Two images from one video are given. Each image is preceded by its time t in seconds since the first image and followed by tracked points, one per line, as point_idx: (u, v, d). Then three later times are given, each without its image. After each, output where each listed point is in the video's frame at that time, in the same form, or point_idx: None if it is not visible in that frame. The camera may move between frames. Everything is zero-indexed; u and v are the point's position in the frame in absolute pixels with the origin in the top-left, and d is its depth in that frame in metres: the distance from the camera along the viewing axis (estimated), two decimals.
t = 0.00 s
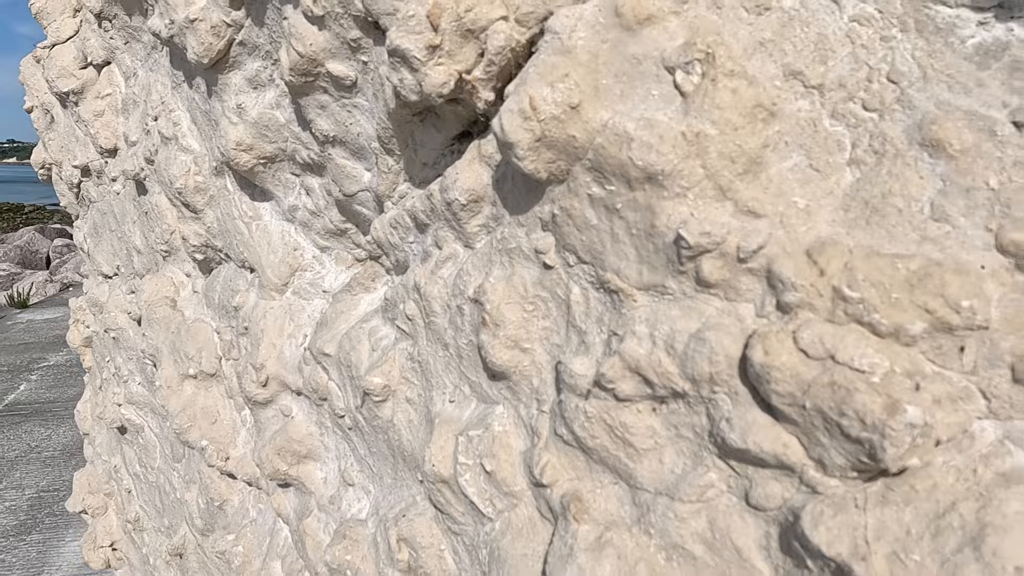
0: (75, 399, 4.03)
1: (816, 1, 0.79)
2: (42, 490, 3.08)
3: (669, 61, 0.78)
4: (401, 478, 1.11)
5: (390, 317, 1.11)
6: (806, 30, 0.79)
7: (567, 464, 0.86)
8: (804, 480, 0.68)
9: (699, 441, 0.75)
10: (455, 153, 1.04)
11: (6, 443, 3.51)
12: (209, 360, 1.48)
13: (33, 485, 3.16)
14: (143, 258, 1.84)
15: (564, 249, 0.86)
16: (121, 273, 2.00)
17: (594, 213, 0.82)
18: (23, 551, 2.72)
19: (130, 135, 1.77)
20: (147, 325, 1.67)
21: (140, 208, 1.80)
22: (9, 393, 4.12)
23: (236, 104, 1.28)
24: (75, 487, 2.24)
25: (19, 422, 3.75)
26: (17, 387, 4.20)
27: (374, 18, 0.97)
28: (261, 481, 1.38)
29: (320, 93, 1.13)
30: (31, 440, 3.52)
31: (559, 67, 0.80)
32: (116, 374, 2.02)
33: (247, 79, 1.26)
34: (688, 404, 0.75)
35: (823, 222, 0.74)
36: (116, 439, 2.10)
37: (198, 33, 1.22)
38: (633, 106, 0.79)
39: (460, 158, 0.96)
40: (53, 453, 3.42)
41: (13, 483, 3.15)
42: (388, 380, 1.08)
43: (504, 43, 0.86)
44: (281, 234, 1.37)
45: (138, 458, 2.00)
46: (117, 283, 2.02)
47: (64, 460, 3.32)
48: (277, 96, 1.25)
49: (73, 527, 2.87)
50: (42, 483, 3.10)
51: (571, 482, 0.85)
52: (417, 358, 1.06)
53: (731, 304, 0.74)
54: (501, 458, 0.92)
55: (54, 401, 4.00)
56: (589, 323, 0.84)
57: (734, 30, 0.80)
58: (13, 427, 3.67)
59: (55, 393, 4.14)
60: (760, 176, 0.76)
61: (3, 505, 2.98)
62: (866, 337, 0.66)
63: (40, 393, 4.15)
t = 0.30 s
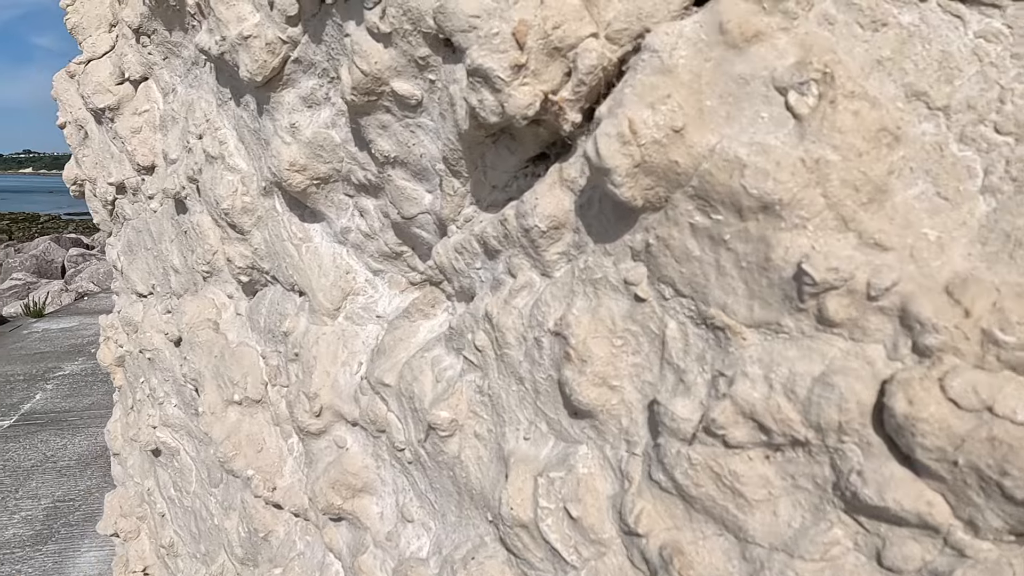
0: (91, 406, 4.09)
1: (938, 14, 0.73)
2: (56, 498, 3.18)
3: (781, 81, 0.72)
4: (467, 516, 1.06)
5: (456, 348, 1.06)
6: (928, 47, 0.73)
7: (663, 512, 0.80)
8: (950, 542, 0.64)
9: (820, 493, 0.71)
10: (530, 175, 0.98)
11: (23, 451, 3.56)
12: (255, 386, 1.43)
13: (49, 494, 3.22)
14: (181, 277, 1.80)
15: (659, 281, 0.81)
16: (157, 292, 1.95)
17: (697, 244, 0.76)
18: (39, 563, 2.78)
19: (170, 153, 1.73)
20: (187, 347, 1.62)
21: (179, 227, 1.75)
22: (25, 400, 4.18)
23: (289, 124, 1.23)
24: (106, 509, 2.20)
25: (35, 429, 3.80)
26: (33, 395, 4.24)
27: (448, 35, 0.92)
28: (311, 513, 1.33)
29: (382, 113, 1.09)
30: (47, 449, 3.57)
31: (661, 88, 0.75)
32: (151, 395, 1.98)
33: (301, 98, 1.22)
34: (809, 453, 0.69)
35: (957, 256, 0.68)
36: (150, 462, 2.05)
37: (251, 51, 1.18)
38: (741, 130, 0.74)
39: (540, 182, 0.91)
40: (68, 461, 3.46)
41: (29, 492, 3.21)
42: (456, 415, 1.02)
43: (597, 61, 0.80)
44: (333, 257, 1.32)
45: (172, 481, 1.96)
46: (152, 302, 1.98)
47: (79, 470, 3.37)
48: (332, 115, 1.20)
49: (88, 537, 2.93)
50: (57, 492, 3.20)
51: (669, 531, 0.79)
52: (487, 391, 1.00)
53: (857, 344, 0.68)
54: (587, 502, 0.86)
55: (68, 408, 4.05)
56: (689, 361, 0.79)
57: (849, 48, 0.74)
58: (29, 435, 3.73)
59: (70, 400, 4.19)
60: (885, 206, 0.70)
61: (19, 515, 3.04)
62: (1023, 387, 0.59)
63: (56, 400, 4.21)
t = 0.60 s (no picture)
0: (104, 415, 4.22)
1: None
2: (73, 507, 3.26)
3: (938, 78, 0.65)
4: (552, 550, 0.98)
5: (541, 369, 0.99)
6: None
7: (795, 556, 0.72)
8: None
9: (996, 542, 0.64)
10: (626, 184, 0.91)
11: (41, 460, 3.68)
12: (309, 405, 1.37)
13: (66, 503, 3.30)
14: (224, 289, 1.74)
15: (790, 300, 0.73)
16: (197, 304, 1.89)
17: (839, 259, 0.69)
18: (56, 570, 2.84)
19: (214, 161, 1.67)
20: (233, 362, 1.56)
21: (224, 238, 1.69)
22: (43, 409, 4.30)
23: (352, 129, 1.17)
24: (141, 528, 2.14)
25: (51, 439, 3.92)
26: (49, 405, 4.38)
27: (544, 31, 0.86)
28: (371, 541, 1.25)
29: (459, 117, 1.02)
30: (63, 457, 3.68)
31: (801, 87, 0.67)
32: (190, 411, 1.91)
33: (366, 102, 1.15)
34: (983, 496, 0.63)
35: None
36: (187, 480, 1.99)
37: (315, 52, 1.11)
38: (892, 131, 0.66)
39: (644, 190, 0.83)
40: (84, 469, 3.56)
41: (46, 501, 3.29)
42: (542, 442, 0.95)
43: (722, 58, 0.73)
44: (394, 269, 1.25)
45: (211, 500, 1.89)
46: (192, 314, 1.92)
47: (94, 478, 3.46)
48: (400, 120, 1.14)
49: (105, 545, 2.99)
50: (73, 501, 3.29)
51: None
52: (578, 417, 0.93)
53: None
54: (703, 543, 0.78)
55: (82, 419, 4.17)
56: (827, 389, 0.71)
57: (1017, 39, 0.66)
58: (47, 443, 3.85)
59: (84, 410, 4.30)
60: None
61: (37, 523, 3.12)
62: None
63: (70, 410, 4.33)
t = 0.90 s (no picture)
0: (121, 423, 4.26)
1: None
2: (89, 515, 3.28)
3: None
4: None
5: (620, 402, 0.93)
6: None
7: None
8: None
9: None
10: (717, 207, 0.85)
11: (60, 468, 3.72)
12: (360, 431, 1.32)
13: (83, 510, 3.33)
14: (264, 308, 1.70)
15: (917, 337, 0.67)
16: (234, 322, 1.85)
17: (980, 295, 0.63)
18: None
19: (256, 177, 1.63)
20: (277, 385, 1.51)
21: (265, 256, 1.65)
22: (59, 416, 4.42)
23: (412, 147, 1.12)
24: (173, 549, 2.10)
25: (70, 447, 3.97)
26: (66, 412, 4.49)
27: (633, 45, 0.81)
28: None
29: (531, 136, 0.97)
30: (80, 465, 3.72)
31: (939, 108, 0.61)
32: (227, 431, 1.87)
33: (427, 119, 1.11)
34: None
35: None
36: (223, 501, 1.95)
37: (376, 68, 1.07)
38: None
39: (744, 216, 0.77)
40: (101, 477, 3.60)
41: (64, 508, 3.32)
42: (625, 481, 0.89)
43: (843, 76, 0.68)
44: (452, 292, 1.20)
45: (248, 523, 1.84)
46: (229, 332, 1.88)
47: (111, 486, 3.49)
48: (463, 138, 1.09)
49: (121, 553, 2.99)
50: (89, 509, 3.31)
51: None
52: (664, 455, 0.87)
53: None
54: None
55: (100, 427, 4.21)
56: (961, 436, 0.66)
57: None
58: (63, 450, 3.91)
59: (102, 419, 4.36)
60: None
61: (54, 531, 3.14)
62: None
63: (88, 419, 4.39)
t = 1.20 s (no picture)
0: (136, 430, 4.25)
1: None
2: (104, 521, 3.26)
3: None
4: None
5: (701, 425, 0.88)
6: None
7: None
8: None
9: None
10: (810, 217, 0.80)
11: (76, 475, 3.72)
12: (407, 450, 1.27)
13: (98, 517, 3.30)
14: (300, 319, 1.65)
15: None
16: (267, 333, 1.81)
17: None
18: None
19: (293, 184, 1.59)
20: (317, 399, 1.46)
21: (303, 266, 1.61)
22: (74, 423, 4.45)
23: (467, 153, 1.07)
24: (202, 565, 2.05)
25: (85, 454, 3.97)
26: (81, 418, 4.53)
27: (723, 43, 0.75)
28: None
29: (602, 141, 0.91)
30: (95, 471, 3.71)
31: None
32: (259, 446, 1.82)
33: (484, 124, 1.05)
34: None
35: None
36: (254, 517, 1.90)
37: (432, 70, 1.02)
38: None
39: (849, 227, 0.72)
40: (117, 484, 3.58)
41: (78, 515, 3.30)
42: (708, 510, 0.83)
43: (973, 75, 0.62)
44: (507, 305, 1.14)
45: (281, 540, 1.79)
46: (262, 344, 1.83)
47: (125, 493, 3.46)
48: (522, 143, 1.03)
49: (135, 560, 2.95)
50: (104, 516, 3.28)
51: None
52: (753, 483, 0.81)
53: None
54: None
55: (115, 435, 4.20)
56: None
57: None
58: (78, 457, 3.91)
59: (117, 426, 4.35)
60: None
61: (68, 538, 3.11)
62: None
63: (104, 426, 4.38)
